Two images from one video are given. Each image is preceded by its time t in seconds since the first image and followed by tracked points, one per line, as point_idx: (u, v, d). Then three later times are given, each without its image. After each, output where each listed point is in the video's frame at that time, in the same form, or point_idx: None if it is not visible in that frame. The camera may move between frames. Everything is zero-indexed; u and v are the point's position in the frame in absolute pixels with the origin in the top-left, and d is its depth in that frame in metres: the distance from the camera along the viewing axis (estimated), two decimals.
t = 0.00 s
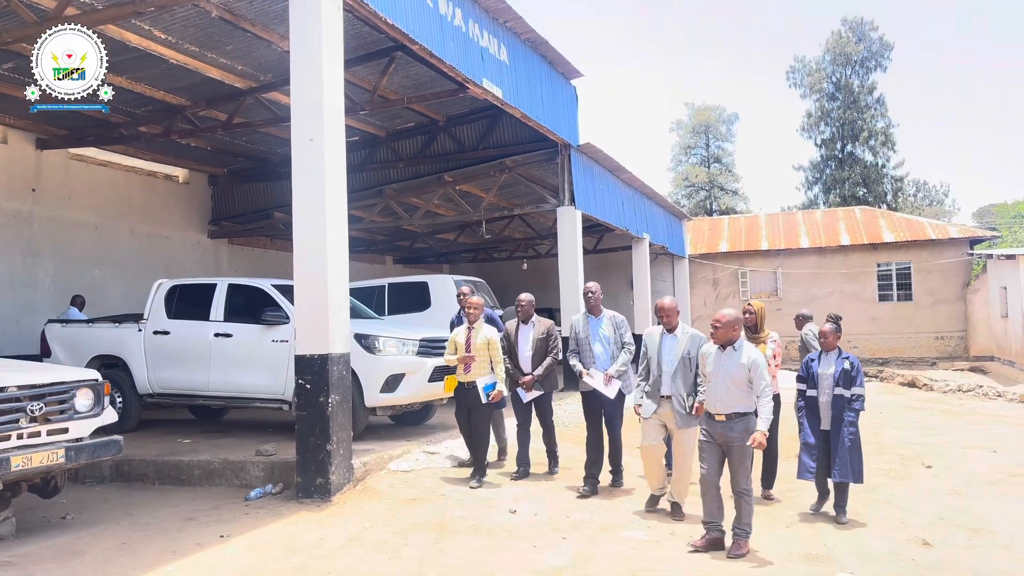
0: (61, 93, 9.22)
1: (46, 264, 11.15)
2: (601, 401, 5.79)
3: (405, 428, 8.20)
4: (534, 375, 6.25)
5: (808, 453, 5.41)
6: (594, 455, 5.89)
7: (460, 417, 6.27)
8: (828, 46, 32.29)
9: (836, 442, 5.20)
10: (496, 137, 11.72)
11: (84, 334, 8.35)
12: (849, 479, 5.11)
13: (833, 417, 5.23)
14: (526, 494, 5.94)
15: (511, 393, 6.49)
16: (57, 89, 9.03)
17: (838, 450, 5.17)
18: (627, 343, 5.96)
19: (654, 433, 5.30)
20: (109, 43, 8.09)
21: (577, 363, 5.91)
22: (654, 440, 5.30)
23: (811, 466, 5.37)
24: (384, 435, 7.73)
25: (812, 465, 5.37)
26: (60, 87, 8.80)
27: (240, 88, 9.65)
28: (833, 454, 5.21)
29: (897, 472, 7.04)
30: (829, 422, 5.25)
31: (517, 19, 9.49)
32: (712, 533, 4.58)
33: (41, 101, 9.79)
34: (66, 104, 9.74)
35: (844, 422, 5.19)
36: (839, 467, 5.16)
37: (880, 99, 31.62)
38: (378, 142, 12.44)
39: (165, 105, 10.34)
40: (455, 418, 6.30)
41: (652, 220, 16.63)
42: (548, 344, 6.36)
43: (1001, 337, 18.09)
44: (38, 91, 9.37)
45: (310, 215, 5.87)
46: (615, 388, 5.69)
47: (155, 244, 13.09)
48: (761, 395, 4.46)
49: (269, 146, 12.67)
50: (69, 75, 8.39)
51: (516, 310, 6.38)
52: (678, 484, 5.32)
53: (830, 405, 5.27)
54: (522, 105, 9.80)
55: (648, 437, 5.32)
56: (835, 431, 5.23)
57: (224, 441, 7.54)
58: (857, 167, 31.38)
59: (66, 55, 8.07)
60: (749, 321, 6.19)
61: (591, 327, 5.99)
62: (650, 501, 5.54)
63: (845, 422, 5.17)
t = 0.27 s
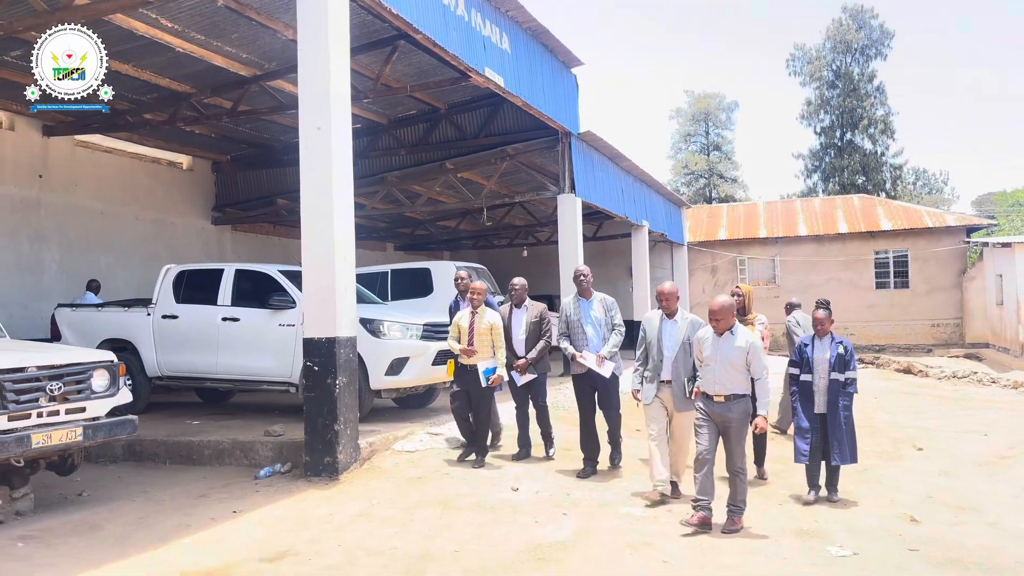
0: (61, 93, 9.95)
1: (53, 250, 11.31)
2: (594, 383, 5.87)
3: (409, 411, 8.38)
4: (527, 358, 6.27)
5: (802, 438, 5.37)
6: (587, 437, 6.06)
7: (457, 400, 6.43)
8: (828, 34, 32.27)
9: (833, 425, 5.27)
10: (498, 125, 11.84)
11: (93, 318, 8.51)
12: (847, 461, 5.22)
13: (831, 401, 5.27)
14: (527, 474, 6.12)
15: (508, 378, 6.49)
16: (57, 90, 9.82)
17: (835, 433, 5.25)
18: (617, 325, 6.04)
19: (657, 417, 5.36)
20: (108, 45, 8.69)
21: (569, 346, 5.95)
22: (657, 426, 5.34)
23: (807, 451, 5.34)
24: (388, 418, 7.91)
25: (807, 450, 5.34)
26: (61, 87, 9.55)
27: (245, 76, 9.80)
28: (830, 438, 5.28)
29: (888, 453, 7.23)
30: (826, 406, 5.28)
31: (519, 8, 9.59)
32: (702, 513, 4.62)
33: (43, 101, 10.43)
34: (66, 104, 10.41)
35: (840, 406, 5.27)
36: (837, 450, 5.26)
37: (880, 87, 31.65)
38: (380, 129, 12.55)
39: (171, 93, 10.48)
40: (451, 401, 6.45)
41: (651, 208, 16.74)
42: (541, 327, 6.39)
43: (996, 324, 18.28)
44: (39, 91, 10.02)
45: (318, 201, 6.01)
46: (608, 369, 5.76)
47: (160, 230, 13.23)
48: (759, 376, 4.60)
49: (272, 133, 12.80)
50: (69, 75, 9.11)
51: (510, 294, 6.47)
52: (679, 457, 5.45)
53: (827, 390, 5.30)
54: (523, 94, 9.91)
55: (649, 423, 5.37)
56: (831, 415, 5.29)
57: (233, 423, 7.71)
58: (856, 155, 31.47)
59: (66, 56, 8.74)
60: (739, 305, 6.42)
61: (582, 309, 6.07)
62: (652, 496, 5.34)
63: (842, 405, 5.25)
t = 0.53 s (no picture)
0: (60, 93, 10.47)
1: (60, 235, 11.46)
2: (590, 369, 5.90)
3: (412, 394, 8.55)
4: (523, 344, 6.30)
5: (794, 427, 5.39)
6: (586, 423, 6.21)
7: (458, 384, 6.46)
8: (829, 20, 32.17)
9: (826, 412, 5.33)
10: (499, 112, 11.94)
11: (102, 302, 8.67)
12: (840, 446, 5.34)
13: (823, 389, 5.31)
14: (529, 456, 6.30)
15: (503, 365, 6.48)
16: (57, 90, 10.33)
17: (828, 420, 5.33)
18: (611, 312, 6.11)
19: (660, 405, 5.31)
20: (106, 45, 9.09)
21: (563, 332, 6.04)
22: (660, 416, 5.30)
23: (800, 439, 5.37)
24: (392, 401, 8.08)
25: (800, 438, 5.36)
26: (60, 86, 10.06)
27: (249, 63, 9.92)
28: (823, 425, 5.35)
29: (880, 437, 7.41)
30: (818, 394, 5.31)
31: None
32: (706, 498, 4.65)
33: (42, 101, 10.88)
34: (66, 104, 10.81)
35: (832, 392, 5.32)
36: (831, 435, 5.37)
37: (880, 74, 31.62)
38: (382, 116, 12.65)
39: (175, 80, 10.59)
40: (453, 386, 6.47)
41: (651, 195, 16.85)
42: (537, 313, 6.44)
43: (992, 311, 18.44)
44: (38, 91, 10.55)
45: (324, 189, 6.15)
46: (601, 355, 5.85)
47: (165, 215, 13.36)
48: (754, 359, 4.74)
49: (275, 120, 12.89)
50: (68, 74, 9.58)
51: (509, 281, 6.47)
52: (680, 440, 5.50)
53: (818, 377, 5.32)
54: (524, 82, 10.01)
55: (653, 414, 5.32)
56: (823, 402, 5.34)
57: (240, 405, 7.89)
58: (857, 142, 31.50)
59: (65, 56, 9.18)
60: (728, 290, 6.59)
61: (577, 295, 6.14)
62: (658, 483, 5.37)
63: (834, 392, 5.30)
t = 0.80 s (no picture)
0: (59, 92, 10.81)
1: (68, 227, 11.63)
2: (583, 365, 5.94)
3: (414, 384, 8.72)
4: (514, 340, 6.38)
5: (779, 418, 5.52)
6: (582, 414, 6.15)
7: (455, 378, 6.57)
8: (832, 12, 32.12)
9: (809, 402, 5.46)
10: (501, 106, 12.06)
11: (111, 293, 8.84)
12: (822, 436, 5.43)
13: (806, 378, 5.46)
14: (528, 444, 6.47)
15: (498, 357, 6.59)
16: (57, 89, 10.59)
17: (811, 409, 5.45)
18: (606, 308, 6.13)
19: (652, 398, 5.45)
20: (106, 45, 9.27)
21: (558, 326, 6.15)
22: (651, 407, 5.43)
23: (784, 429, 5.50)
24: (395, 391, 8.25)
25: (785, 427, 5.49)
26: (59, 87, 10.34)
27: (254, 58, 10.07)
28: (807, 414, 5.47)
29: (873, 426, 7.57)
30: (801, 384, 5.46)
31: None
32: (700, 487, 4.80)
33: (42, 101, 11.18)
34: (66, 104, 11.16)
35: (815, 382, 5.46)
36: (813, 425, 5.46)
37: (883, 67, 31.61)
38: (385, 110, 12.79)
39: (181, 74, 10.75)
40: (450, 379, 6.58)
41: (652, 188, 16.97)
42: (533, 309, 6.56)
43: (990, 303, 18.57)
44: (39, 91, 10.89)
45: (329, 183, 6.30)
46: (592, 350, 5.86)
47: (170, 208, 13.52)
48: (738, 348, 4.89)
49: (279, 113, 13.03)
50: (68, 74, 9.83)
51: (509, 276, 6.54)
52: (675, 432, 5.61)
53: (801, 367, 5.48)
54: (525, 77, 10.12)
55: (644, 405, 5.46)
56: (807, 392, 5.47)
57: (246, 394, 8.06)
58: (859, 135, 31.54)
59: (65, 55, 9.36)
60: (716, 282, 6.68)
61: (574, 290, 6.19)
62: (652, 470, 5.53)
63: (817, 381, 5.44)
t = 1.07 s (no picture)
0: (61, 91, 10.76)
1: (79, 224, 11.84)
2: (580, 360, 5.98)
3: (419, 378, 8.89)
4: (513, 333, 6.47)
5: (769, 411, 5.64)
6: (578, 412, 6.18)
7: (450, 372, 6.68)
8: (837, 9, 32.10)
9: (798, 394, 5.53)
10: (505, 104, 12.20)
11: (122, 289, 9.03)
12: (809, 428, 5.45)
13: (795, 372, 5.56)
14: (530, 436, 6.63)
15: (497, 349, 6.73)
16: (58, 90, 10.61)
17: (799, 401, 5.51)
18: (605, 303, 6.11)
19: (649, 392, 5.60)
20: (106, 45, 9.34)
21: (557, 318, 6.26)
22: (649, 400, 5.61)
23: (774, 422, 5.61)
24: (400, 384, 8.42)
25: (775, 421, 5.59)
26: (61, 86, 10.30)
27: (262, 57, 10.25)
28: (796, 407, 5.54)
29: (869, 419, 7.71)
30: (790, 377, 5.56)
31: None
32: (695, 476, 4.96)
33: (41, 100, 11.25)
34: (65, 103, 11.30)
35: (804, 374, 5.53)
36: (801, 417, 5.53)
37: (888, 63, 31.62)
38: (390, 108, 12.95)
39: (190, 73, 10.94)
40: (445, 373, 6.71)
41: (655, 185, 17.10)
42: (533, 304, 6.56)
43: (992, 299, 18.64)
44: (38, 91, 10.98)
45: (336, 180, 6.46)
46: (584, 344, 5.94)
47: (179, 205, 13.71)
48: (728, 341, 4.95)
49: (285, 111, 13.20)
50: (69, 74, 9.84)
51: (510, 270, 6.54)
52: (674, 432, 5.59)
53: (791, 361, 5.58)
54: (528, 76, 10.26)
55: (642, 397, 5.64)
56: (796, 385, 5.55)
57: (255, 387, 8.24)
58: (863, 132, 31.56)
59: (66, 54, 9.40)
60: (713, 278, 6.80)
61: (575, 284, 6.27)
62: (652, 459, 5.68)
63: (806, 374, 5.51)
